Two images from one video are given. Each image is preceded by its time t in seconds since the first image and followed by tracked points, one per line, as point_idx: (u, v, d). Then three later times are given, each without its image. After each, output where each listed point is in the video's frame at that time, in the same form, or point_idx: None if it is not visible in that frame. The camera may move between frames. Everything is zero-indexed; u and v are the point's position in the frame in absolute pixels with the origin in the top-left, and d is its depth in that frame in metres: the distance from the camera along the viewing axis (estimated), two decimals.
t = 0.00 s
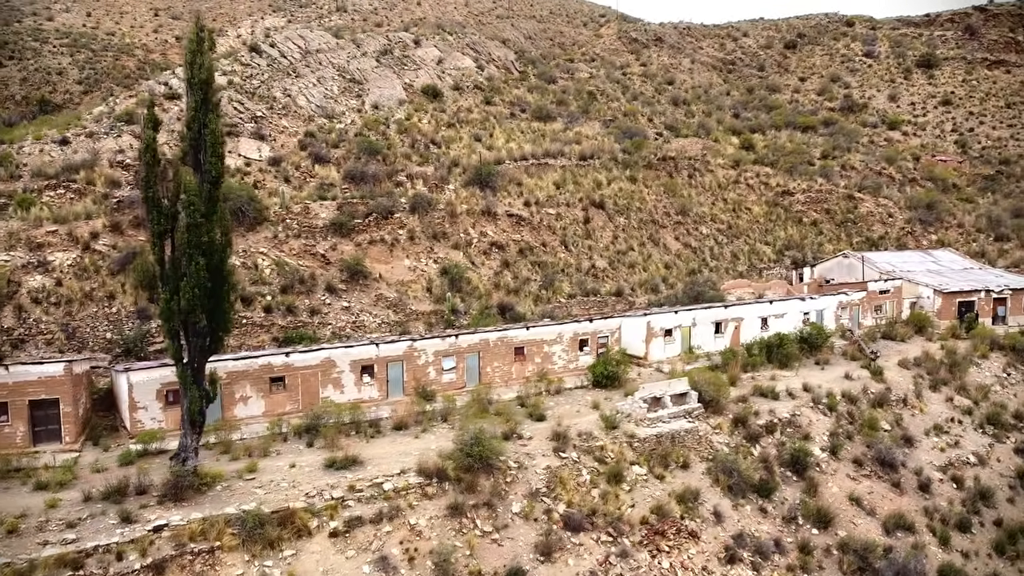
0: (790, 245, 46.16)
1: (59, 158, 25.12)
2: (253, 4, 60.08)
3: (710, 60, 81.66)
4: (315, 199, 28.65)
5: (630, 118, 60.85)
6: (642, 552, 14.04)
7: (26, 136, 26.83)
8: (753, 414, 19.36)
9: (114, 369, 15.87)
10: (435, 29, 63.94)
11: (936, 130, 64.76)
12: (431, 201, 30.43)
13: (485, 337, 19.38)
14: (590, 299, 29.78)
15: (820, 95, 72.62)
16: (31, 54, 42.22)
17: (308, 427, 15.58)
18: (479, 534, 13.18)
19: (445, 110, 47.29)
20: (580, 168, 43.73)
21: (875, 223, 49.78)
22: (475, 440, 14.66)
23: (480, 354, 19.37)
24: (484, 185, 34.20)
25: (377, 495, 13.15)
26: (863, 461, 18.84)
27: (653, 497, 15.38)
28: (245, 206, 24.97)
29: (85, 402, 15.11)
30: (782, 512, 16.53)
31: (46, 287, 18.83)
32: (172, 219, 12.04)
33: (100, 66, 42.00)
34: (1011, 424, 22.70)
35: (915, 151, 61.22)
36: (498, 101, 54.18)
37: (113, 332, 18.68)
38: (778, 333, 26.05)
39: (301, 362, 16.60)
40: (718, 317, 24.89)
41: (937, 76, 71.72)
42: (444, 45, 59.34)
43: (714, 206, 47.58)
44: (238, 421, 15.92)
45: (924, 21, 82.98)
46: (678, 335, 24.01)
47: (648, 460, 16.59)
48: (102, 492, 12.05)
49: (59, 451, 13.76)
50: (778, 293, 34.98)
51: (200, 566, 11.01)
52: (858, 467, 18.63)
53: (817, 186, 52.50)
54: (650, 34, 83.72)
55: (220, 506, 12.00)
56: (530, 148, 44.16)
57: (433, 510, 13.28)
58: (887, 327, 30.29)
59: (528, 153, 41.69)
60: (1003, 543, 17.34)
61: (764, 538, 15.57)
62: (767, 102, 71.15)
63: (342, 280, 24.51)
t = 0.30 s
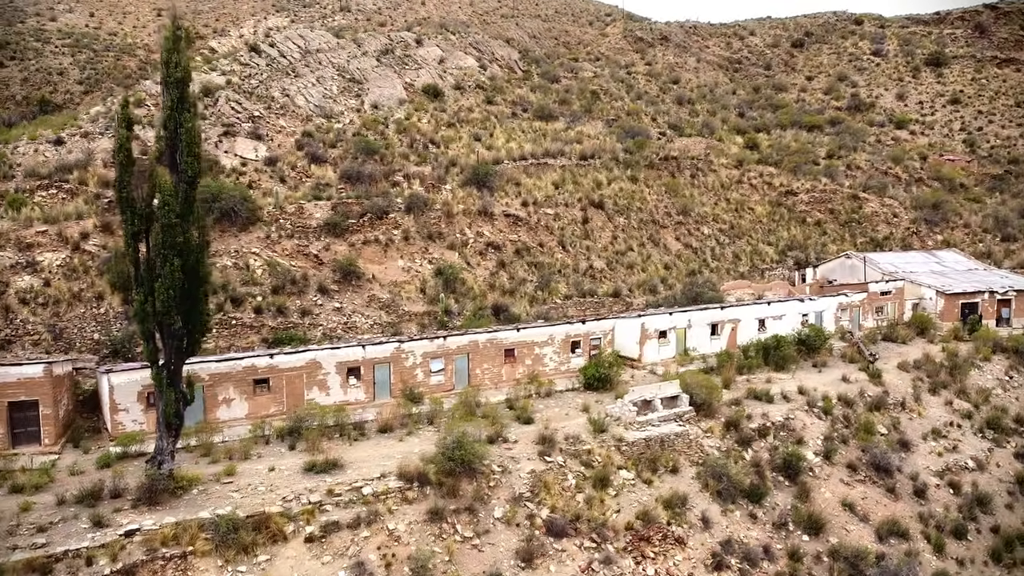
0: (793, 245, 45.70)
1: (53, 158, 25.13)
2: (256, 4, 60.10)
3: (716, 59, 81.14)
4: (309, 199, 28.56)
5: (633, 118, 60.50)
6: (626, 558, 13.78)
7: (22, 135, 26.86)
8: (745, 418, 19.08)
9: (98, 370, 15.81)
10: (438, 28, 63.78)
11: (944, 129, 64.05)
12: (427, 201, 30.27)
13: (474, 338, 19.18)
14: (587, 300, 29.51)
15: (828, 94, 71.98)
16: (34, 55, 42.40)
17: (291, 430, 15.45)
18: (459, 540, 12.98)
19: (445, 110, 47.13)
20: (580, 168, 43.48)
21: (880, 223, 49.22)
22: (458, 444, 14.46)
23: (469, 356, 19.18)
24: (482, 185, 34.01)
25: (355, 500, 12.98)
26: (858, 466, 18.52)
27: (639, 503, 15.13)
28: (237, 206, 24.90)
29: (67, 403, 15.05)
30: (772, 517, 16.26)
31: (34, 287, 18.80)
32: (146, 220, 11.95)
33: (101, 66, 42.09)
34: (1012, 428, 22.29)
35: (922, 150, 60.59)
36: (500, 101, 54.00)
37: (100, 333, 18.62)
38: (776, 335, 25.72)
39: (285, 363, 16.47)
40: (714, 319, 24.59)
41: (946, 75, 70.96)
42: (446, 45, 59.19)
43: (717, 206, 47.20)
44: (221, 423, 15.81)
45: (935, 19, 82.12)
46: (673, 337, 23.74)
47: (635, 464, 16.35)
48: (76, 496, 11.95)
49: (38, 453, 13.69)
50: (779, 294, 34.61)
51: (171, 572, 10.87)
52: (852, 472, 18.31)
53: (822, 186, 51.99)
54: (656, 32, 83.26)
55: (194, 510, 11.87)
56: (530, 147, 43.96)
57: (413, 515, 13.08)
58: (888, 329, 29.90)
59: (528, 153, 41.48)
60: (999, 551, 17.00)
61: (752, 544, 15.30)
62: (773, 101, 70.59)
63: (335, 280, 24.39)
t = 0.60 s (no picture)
0: (795, 245, 45.28)
1: (45, 158, 25.11)
2: (258, 5, 60.18)
3: (721, 58, 80.68)
4: (303, 198, 28.45)
5: (635, 117, 60.14)
6: (609, 564, 13.55)
7: (15, 135, 26.86)
8: (737, 421, 18.79)
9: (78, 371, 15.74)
10: (440, 27, 63.61)
11: (951, 128, 63.43)
12: (422, 201, 30.10)
13: (462, 339, 18.99)
14: (582, 301, 29.26)
15: (833, 92, 71.41)
16: (34, 55, 42.53)
17: (273, 432, 15.31)
18: (438, 545, 12.78)
19: (445, 109, 46.95)
20: (579, 168, 43.24)
21: (884, 224, 48.73)
22: (439, 447, 14.27)
23: (457, 357, 18.99)
24: (478, 184, 33.82)
25: (333, 504, 12.82)
26: (851, 471, 18.22)
27: (624, 507, 14.89)
28: (229, 206, 24.81)
29: (47, 404, 14.97)
30: (761, 523, 15.99)
31: (20, 287, 18.75)
32: (118, 220, 11.85)
33: (101, 66, 42.14)
34: (1011, 432, 21.93)
35: (928, 150, 60.02)
36: (501, 100, 53.79)
37: (86, 333, 18.55)
38: (773, 336, 25.40)
39: (268, 364, 16.34)
40: (709, 320, 24.30)
41: (953, 74, 70.27)
42: (448, 44, 59.02)
43: (718, 206, 46.84)
44: (202, 425, 15.69)
45: (943, 17, 81.43)
46: (667, 338, 23.48)
47: (622, 468, 16.11)
48: (49, 499, 11.86)
49: (15, 455, 13.64)
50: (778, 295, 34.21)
51: None
52: (844, 477, 18.03)
53: (825, 186, 51.50)
54: (660, 31, 82.81)
55: (167, 514, 11.72)
56: (529, 147, 43.74)
57: (391, 520, 12.91)
58: (888, 331, 29.53)
59: (527, 152, 41.28)
60: (994, 558, 16.68)
61: (740, 550, 15.04)
62: (777, 100, 70.05)
63: (326, 280, 24.27)
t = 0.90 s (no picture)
0: (797, 246, 44.88)
1: (37, 157, 25.09)
2: (260, 5, 60.15)
3: (726, 57, 80.22)
4: (297, 198, 28.34)
5: (637, 116, 59.78)
6: (590, 571, 13.32)
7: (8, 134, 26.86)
8: (727, 424, 18.53)
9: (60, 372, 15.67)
10: (442, 26, 63.41)
11: (958, 127, 62.82)
12: (417, 201, 29.94)
13: (449, 341, 18.80)
14: (577, 302, 29.02)
15: (839, 91, 70.88)
16: (33, 55, 42.57)
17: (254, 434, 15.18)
18: (415, 550, 12.59)
19: (444, 108, 46.78)
20: (578, 168, 43.00)
21: (887, 224, 48.25)
22: (419, 450, 14.08)
23: (444, 359, 18.80)
24: (474, 184, 33.62)
25: (309, 507, 12.67)
26: (843, 475, 17.94)
27: (608, 512, 14.66)
28: (220, 206, 24.71)
29: (27, 405, 14.88)
30: (749, 528, 15.73)
31: (7, 287, 18.71)
32: (90, 219, 11.70)
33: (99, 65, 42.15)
34: (1009, 436, 21.58)
35: (934, 149, 59.45)
36: (501, 99, 53.56)
37: (71, 334, 18.49)
38: (768, 338, 25.10)
39: (251, 366, 16.20)
40: (703, 321, 24.03)
41: (961, 72, 69.54)
42: (449, 43, 58.84)
43: (719, 206, 46.46)
44: (182, 427, 15.56)
45: (951, 15, 80.72)
46: (660, 339, 23.22)
47: (607, 472, 15.88)
48: (21, 502, 11.76)
49: None
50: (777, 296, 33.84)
51: None
52: (836, 481, 17.75)
53: (827, 185, 51.04)
54: (665, 30, 82.34)
55: (139, 518, 11.58)
56: (528, 146, 43.52)
57: (368, 524, 12.73)
58: (887, 333, 29.17)
59: (526, 152, 41.05)
60: (988, 566, 16.35)
61: (725, 556, 14.79)
62: (782, 99, 69.53)
63: (317, 281, 24.15)
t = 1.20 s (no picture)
0: (797, 246, 44.49)
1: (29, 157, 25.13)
2: (262, 5, 60.19)
3: (730, 56, 79.78)
4: (290, 198, 28.26)
5: (639, 116, 59.48)
6: None
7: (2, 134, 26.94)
8: (716, 427, 18.31)
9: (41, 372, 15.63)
10: (443, 26, 63.27)
11: (964, 126, 62.25)
12: (411, 200, 29.80)
13: (436, 342, 18.64)
14: (572, 302, 28.77)
15: (844, 91, 70.39)
16: (33, 55, 42.69)
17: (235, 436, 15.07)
18: (392, 554, 12.41)
19: (443, 108, 46.64)
20: (577, 168, 42.77)
21: (890, 224, 47.78)
22: (398, 452, 13.91)
23: (431, 360, 18.64)
24: (469, 184, 33.45)
25: (284, 511, 12.52)
26: (833, 479, 17.68)
27: (591, 517, 14.44)
28: (210, 206, 24.63)
29: (7, 405, 14.84)
30: (736, 533, 15.50)
31: None
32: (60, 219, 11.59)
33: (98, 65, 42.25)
34: (1006, 440, 21.23)
35: (939, 149, 58.90)
36: (502, 98, 53.38)
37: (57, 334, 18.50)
38: (763, 340, 24.81)
39: (234, 367, 16.09)
40: (697, 322, 23.79)
41: (968, 71, 68.85)
42: (450, 42, 58.68)
43: (719, 205, 46.11)
44: (163, 429, 15.48)
45: (960, 14, 80.15)
46: (652, 341, 22.97)
47: (592, 475, 15.68)
48: None
49: None
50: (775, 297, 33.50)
51: None
52: (826, 485, 17.49)
53: (830, 185, 50.57)
54: (669, 30, 81.89)
55: (111, 521, 11.47)
56: (526, 146, 43.33)
57: (344, 527, 12.57)
58: (885, 334, 28.83)
59: (524, 152, 40.86)
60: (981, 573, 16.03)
61: (710, 562, 14.54)
62: (786, 98, 69.04)
63: (307, 281, 24.05)
